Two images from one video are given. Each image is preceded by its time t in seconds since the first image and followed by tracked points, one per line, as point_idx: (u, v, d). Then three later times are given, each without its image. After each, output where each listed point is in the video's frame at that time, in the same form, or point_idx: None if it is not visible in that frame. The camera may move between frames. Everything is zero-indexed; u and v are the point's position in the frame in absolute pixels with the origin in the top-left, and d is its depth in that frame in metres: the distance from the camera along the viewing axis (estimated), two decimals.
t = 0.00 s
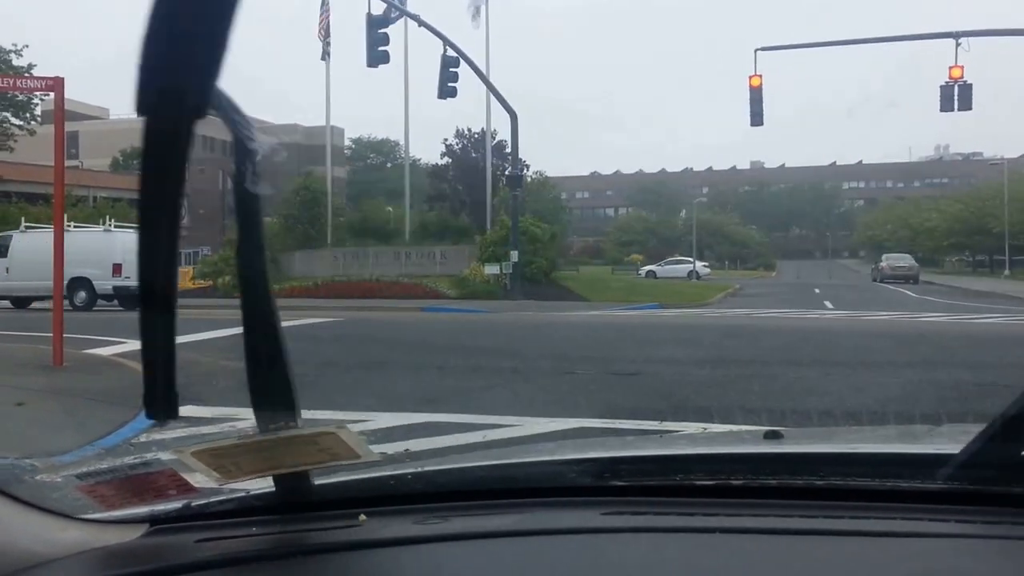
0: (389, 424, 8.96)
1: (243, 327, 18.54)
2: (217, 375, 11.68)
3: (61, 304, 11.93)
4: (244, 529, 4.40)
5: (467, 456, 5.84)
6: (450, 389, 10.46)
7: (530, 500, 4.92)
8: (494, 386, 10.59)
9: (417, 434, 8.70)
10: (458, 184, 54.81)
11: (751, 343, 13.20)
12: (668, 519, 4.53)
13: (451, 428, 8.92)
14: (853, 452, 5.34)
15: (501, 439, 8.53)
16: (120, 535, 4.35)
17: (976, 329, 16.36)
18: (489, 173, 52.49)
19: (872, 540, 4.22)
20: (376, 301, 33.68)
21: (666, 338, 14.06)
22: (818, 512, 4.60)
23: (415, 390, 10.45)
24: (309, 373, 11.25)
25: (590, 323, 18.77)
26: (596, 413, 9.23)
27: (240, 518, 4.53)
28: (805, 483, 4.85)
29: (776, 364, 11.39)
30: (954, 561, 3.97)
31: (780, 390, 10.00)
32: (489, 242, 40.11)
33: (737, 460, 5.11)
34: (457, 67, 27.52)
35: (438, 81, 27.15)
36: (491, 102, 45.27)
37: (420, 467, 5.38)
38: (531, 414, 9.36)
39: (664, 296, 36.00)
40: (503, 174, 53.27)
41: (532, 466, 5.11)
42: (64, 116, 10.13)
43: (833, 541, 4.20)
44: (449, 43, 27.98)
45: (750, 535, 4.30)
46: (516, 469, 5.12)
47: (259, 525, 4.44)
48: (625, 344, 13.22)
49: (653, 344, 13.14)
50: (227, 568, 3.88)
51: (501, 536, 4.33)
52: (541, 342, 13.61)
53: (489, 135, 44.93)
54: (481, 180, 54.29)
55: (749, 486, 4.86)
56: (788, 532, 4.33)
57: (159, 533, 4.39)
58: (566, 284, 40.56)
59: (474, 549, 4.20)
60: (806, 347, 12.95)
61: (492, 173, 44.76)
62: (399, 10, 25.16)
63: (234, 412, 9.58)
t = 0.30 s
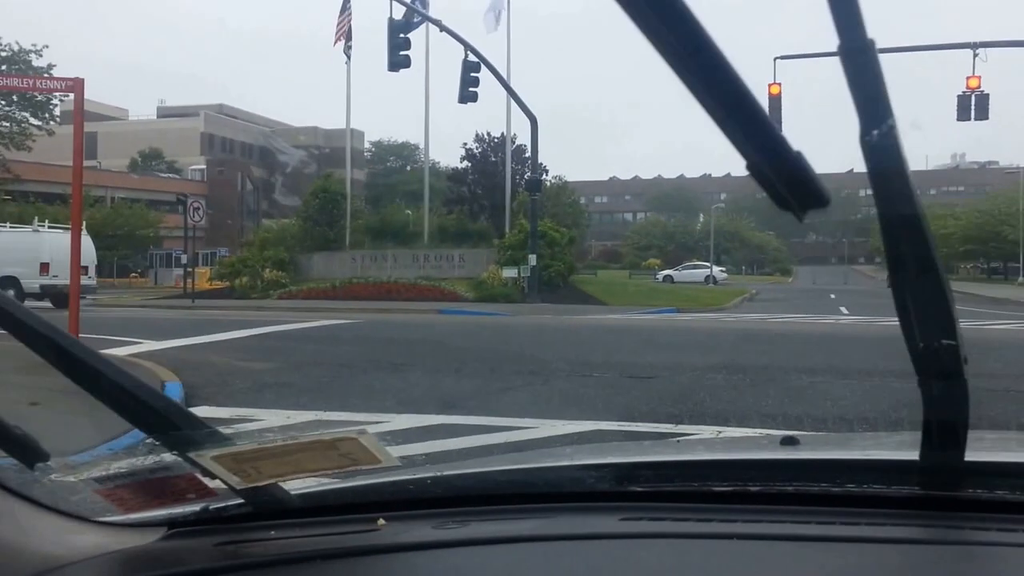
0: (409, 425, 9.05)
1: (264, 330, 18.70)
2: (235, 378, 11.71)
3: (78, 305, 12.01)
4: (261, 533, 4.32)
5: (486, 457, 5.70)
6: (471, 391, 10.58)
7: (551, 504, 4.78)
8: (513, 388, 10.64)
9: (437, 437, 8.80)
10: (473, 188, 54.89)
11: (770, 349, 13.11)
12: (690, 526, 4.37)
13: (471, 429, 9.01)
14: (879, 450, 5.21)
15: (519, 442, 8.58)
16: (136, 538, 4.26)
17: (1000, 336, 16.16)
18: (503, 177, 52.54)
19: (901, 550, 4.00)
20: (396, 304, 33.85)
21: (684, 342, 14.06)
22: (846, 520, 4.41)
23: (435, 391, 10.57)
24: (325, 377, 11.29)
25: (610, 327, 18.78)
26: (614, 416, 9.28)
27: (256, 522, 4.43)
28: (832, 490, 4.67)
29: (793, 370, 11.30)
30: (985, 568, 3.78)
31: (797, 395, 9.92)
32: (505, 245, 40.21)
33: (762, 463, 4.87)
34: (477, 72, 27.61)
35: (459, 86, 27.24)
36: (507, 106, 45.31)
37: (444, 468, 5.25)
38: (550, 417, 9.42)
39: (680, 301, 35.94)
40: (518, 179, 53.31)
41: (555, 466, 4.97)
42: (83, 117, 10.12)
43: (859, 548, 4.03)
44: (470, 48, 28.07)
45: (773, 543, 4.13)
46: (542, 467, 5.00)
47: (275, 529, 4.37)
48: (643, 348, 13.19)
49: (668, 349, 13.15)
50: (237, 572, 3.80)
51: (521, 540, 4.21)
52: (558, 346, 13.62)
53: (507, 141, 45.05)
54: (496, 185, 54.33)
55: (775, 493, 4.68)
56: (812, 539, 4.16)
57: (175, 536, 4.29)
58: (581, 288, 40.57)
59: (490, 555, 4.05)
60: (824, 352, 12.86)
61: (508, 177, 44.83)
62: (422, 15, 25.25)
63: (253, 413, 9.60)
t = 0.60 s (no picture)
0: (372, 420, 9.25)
1: (227, 328, 18.78)
2: (201, 374, 11.80)
3: (46, 301, 12.16)
4: (231, 518, 4.07)
5: (450, 450, 5.50)
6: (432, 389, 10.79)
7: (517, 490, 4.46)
8: (472, 387, 10.89)
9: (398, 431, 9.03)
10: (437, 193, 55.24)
11: (724, 351, 13.42)
12: (660, 513, 4.08)
13: (429, 424, 9.23)
14: (827, 444, 5.22)
15: (476, 437, 8.80)
16: (117, 522, 3.98)
17: (947, 342, 16.59)
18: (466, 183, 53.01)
19: (883, 543, 3.72)
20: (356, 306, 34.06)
21: (641, 344, 14.38)
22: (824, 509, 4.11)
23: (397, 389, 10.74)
24: (288, 373, 11.41)
25: (568, 329, 19.05)
26: (569, 414, 9.57)
27: (228, 507, 4.20)
28: (809, 481, 4.33)
29: (750, 371, 11.50)
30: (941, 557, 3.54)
31: (744, 394, 10.29)
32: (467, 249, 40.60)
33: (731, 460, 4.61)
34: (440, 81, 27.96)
35: (422, 93, 27.53)
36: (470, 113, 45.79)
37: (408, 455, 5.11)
38: (507, 414, 9.69)
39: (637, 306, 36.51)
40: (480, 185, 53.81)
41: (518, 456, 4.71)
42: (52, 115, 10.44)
43: (840, 540, 3.75)
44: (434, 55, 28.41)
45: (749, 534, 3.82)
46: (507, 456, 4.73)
47: (246, 514, 4.11)
48: (600, 349, 13.49)
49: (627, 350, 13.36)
50: (209, 554, 3.64)
51: (486, 526, 3.94)
52: (518, 347, 13.77)
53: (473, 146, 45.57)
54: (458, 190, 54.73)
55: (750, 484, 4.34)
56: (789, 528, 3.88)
57: (151, 522, 4.04)
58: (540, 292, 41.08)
59: (444, 542, 3.77)
60: (780, 354, 13.10)
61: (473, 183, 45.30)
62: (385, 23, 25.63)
63: (223, 408, 9.79)
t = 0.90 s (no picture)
0: (356, 417, 9.51)
1: (212, 327, 18.91)
2: (188, 371, 11.98)
3: (35, 300, 12.26)
4: (232, 507, 4.27)
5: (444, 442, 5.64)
6: (415, 389, 11.01)
7: (507, 486, 4.49)
8: (454, 387, 11.13)
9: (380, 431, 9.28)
10: (419, 197, 55.28)
11: (702, 356, 13.67)
12: (651, 508, 4.05)
13: (411, 423, 9.49)
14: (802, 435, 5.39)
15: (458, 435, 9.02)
16: (113, 509, 4.30)
17: (923, 351, 16.82)
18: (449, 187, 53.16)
19: (878, 534, 3.67)
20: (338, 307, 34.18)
21: (621, 347, 14.65)
22: (818, 505, 4.07)
23: (380, 389, 10.93)
24: (274, 375, 11.59)
25: (550, 334, 19.24)
26: (548, 415, 9.83)
27: (223, 498, 4.41)
28: (800, 477, 4.27)
29: (727, 376, 11.71)
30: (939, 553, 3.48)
31: (719, 395, 10.57)
32: (447, 252, 40.75)
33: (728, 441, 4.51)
34: (424, 85, 28.08)
35: (406, 98, 27.66)
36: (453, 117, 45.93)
37: (406, 451, 5.19)
38: (488, 414, 9.95)
39: (615, 311, 36.72)
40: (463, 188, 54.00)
41: (507, 441, 4.67)
42: (40, 111, 10.56)
43: (831, 532, 3.71)
44: (419, 61, 28.52)
45: (741, 528, 3.77)
46: (498, 441, 4.70)
47: (246, 504, 4.31)
48: (580, 353, 13.74)
49: (602, 354, 13.69)
50: (205, 543, 3.73)
51: (478, 519, 3.96)
52: (500, 349, 13.94)
53: (457, 150, 45.99)
54: (440, 194, 54.90)
55: (741, 478, 4.28)
56: (782, 522, 3.83)
57: (151, 509, 4.30)
58: (518, 295, 41.25)
59: (429, 537, 3.76)
60: (757, 360, 13.32)
61: (453, 186, 45.72)
62: (371, 27, 25.70)
63: (215, 404, 10.02)
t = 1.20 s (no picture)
0: (350, 416, 9.51)
1: (204, 325, 18.90)
2: (182, 369, 11.99)
3: (28, 297, 12.23)
4: (228, 501, 4.28)
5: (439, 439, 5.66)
6: (408, 388, 11.02)
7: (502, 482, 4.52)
8: (448, 385, 11.14)
9: (373, 430, 9.27)
10: (414, 196, 55.27)
11: (695, 356, 13.70)
12: (644, 503, 4.08)
13: (403, 421, 9.49)
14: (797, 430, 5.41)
15: (450, 434, 9.03)
16: (108, 504, 4.31)
17: (915, 352, 16.90)
18: (444, 187, 53.19)
19: (868, 525, 3.70)
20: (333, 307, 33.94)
21: (614, 347, 14.69)
22: (809, 500, 4.10)
23: (373, 388, 10.92)
24: (269, 374, 11.59)
25: (545, 333, 19.25)
26: (541, 414, 9.84)
27: (218, 493, 4.43)
28: (797, 472, 4.28)
29: (719, 376, 11.74)
30: (934, 544, 3.50)
31: (713, 394, 10.61)
32: (442, 252, 40.77)
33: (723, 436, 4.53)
34: (420, 85, 28.10)
35: (402, 97, 27.69)
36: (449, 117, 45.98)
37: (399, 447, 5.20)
38: (481, 413, 9.96)
39: (609, 311, 36.80)
40: (458, 188, 54.04)
41: (502, 436, 4.69)
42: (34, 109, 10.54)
43: (829, 525, 3.72)
44: (415, 61, 28.53)
45: (738, 521, 3.79)
46: (493, 437, 4.72)
47: (241, 499, 4.32)
48: (571, 352, 13.79)
49: (594, 353, 13.72)
50: (202, 538, 3.73)
51: (473, 513, 3.98)
52: (493, 349, 13.95)
53: (452, 150, 46.04)
54: (434, 194, 54.95)
55: (736, 475, 4.31)
56: (774, 516, 3.85)
57: (145, 504, 4.32)
58: (512, 295, 41.36)
59: (427, 529, 3.78)
60: (750, 360, 13.37)
61: (448, 187, 45.76)
62: (367, 27, 25.70)
63: (209, 402, 10.03)
